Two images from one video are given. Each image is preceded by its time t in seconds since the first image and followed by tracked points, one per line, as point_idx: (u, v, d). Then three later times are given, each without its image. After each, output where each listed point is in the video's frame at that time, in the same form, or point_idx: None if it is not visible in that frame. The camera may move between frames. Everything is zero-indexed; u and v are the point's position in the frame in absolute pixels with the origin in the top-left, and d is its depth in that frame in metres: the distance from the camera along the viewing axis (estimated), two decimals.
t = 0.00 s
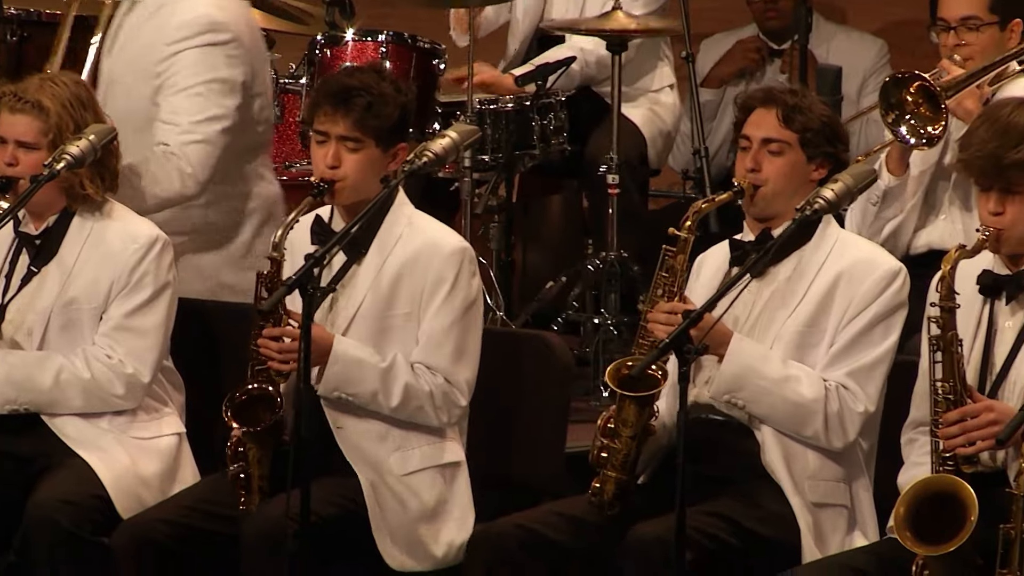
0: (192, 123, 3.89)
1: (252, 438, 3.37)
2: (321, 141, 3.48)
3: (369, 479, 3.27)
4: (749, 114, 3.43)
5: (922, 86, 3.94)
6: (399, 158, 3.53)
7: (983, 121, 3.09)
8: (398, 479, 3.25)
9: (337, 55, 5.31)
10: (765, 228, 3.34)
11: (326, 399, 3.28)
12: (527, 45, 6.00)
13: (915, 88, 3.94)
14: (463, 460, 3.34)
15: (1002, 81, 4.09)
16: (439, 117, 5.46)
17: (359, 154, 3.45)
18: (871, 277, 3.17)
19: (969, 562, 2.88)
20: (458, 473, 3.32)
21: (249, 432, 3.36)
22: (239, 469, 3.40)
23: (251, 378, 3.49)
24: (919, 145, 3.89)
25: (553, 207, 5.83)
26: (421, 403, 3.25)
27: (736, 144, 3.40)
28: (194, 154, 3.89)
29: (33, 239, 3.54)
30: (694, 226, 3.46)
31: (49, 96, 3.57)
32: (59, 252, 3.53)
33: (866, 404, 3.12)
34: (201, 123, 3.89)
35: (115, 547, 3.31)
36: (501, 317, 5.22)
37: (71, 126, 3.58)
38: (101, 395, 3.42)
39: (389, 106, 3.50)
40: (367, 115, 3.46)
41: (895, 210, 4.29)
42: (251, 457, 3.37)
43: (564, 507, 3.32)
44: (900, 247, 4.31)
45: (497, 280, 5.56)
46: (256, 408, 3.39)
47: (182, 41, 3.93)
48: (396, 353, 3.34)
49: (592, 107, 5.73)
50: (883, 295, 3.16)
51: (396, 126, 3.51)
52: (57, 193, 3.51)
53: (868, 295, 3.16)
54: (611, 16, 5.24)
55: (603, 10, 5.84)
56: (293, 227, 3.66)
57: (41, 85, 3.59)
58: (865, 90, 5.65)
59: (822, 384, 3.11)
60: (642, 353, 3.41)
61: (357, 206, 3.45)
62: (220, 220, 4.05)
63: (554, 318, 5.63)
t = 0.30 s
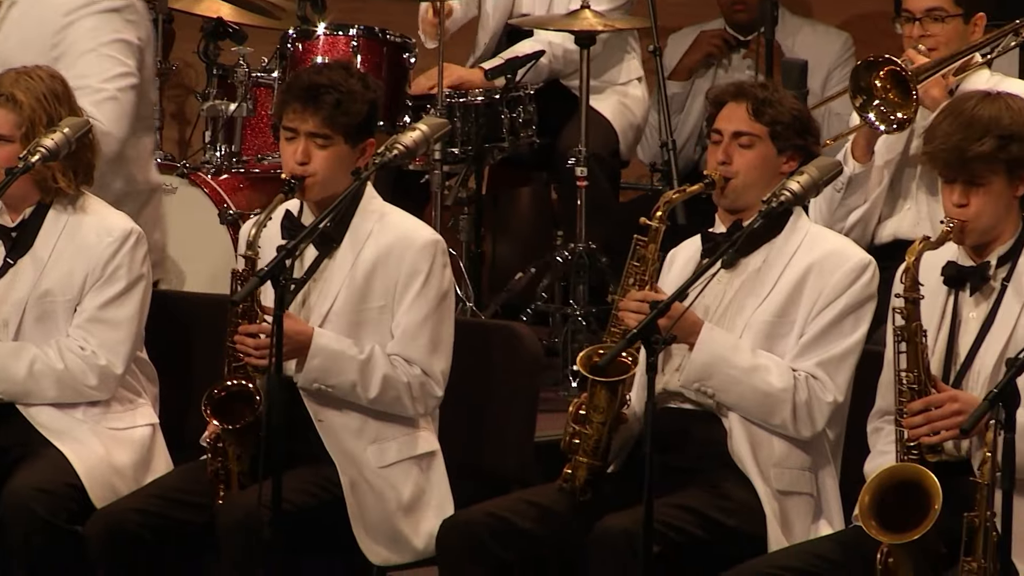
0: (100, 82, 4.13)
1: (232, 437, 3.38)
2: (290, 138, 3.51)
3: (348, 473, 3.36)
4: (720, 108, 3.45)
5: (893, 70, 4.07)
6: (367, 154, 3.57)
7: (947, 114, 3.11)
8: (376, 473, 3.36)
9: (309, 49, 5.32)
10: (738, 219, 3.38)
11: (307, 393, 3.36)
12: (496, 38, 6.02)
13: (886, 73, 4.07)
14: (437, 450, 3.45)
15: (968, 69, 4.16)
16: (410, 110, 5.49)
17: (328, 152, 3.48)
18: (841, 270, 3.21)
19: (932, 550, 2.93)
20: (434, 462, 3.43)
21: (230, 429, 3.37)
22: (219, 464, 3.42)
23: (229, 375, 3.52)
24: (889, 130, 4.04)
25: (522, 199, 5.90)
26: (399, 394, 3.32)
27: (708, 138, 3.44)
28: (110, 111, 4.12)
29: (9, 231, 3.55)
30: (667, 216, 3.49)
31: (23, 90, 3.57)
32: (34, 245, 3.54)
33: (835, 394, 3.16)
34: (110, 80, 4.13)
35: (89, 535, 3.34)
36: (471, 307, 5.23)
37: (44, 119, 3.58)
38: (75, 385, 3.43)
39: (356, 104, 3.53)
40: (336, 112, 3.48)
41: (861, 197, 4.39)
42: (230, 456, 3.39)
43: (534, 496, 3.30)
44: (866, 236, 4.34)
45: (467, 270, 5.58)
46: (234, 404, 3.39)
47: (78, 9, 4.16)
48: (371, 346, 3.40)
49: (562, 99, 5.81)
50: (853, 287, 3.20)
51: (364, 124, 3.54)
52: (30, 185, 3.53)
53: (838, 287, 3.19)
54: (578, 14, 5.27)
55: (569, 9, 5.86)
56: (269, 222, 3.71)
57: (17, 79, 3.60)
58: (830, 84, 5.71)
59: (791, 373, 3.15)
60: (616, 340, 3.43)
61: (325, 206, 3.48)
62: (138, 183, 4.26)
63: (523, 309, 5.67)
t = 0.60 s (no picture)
0: None
1: (196, 416, 3.41)
2: (258, 121, 3.54)
3: (310, 454, 3.42)
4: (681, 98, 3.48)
5: (855, 65, 4.08)
6: (335, 141, 3.60)
7: (911, 104, 3.13)
8: (337, 458, 3.42)
9: (278, 40, 5.30)
10: (700, 209, 3.42)
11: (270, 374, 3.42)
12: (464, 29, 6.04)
13: (848, 67, 4.07)
14: (400, 435, 3.52)
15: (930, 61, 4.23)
16: (379, 101, 5.46)
17: (296, 134, 3.51)
18: (802, 256, 3.24)
19: (897, 536, 2.97)
20: (397, 449, 3.50)
21: (189, 406, 3.41)
22: (180, 444, 3.48)
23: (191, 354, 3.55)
24: (852, 124, 4.01)
25: (490, 190, 5.88)
26: (361, 377, 3.38)
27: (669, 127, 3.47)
28: None
29: None
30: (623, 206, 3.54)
31: (13, 82, 3.73)
32: (17, 235, 3.66)
33: (798, 376, 3.19)
34: None
35: (59, 524, 3.42)
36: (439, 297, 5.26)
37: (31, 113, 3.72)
38: (51, 378, 3.55)
39: (325, 86, 3.56)
40: (303, 95, 3.51)
41: (825, 190, 4.36)
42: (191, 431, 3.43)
43: (503, 481, 3.35)
44: (831, 228, 4.39)
45: (434, 260, 5.57)
46: (197, 383, 3.44)
47: None
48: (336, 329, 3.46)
49: (529, 93, 5.82)
50: (814, 273, 3.23)
51: (332, 106, 3.57)
52: (14, 177, 3.66)
53: (799, 273, 3.23)
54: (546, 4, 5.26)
55: None
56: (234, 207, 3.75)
57: (7, 72, 3.75)
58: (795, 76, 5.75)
59: (752, 358, 3.19)
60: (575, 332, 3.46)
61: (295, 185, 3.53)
62: None
63: (491, 299, 5.70)
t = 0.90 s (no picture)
0: None
1: (166, 421, 3.49)
2: (208, 122, 3.56)
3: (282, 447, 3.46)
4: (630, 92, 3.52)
5: (818, 54, 4.12)
6: (287, 133, 3.60)
7: (880, 94, 3.16)
8: (312, 448, 3.46)
9: (250, 31, 5.36)
10: (648, 202, 3.43)
11: (240, 375, 3.44)
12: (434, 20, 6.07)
13: (811, 56, 4.12)
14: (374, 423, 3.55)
15: (894, 52, 4.31)
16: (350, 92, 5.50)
17: (247, 133, 3.53)
18: (752, 242, 3.28)
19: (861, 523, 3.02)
20: (369, 438, 3.54)
21: (164, 412, 3.47)
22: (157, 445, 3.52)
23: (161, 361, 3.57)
24: (815, 112, 4.07)
25: (461, 180, 5.92)
26: (333, 367, 3.41)
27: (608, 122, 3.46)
28: None
29: None
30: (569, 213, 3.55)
31: (30, 75, 3.74)
32: (19, 226, 3.70)
33: (759, 363, 3.23)
34: None
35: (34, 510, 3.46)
36: (410, 287, 5.28)
37: (45, 108, 3.73)
38: (34, 378, 3.57)
39: (270, 85, 3.57)
40: (249, 94, 3.53)
41: (789, 179, 4.45)
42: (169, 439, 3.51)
43: (472, 468, 3.38)
44: (797, 218, 4.43)
45: (405, 250, 5.58)
46: (167, 389, 3.50)
47: None
48: (302, 322, 3.49)
49: (493, 86, 5.88)
50: (766, 257, 3.27)
51: (280, 102, 3.58)
52: (25, 168, 3.73)
53: (750, 260, 3.27)
54: None
55: None
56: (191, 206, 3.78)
57: (27, 64, 3.76)
58: (762, 66, 5.80)
59: (712, 352, 3.22)
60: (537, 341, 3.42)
61: (253, 181, 3.56)
62: None
63: (462, 287, 5.72)
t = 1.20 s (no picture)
0: None
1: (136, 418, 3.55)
2: (156, 123, 3.60)
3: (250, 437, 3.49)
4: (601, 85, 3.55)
5: (784, 45, 4.16)
6: (235, 126, 3.63)
7: (848, 88, 3.19)
8: (280, 438, 3.49)
9: (220, 25, 5.35)
10: (570, 209, 3.36)
11: (208, 371, 3.48)
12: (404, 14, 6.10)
13: (777, 47, 4.15)
14: (341, 409, 3.59)
15: (859, 44, 4.35)
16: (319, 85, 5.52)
17: (194, 131, 3.57)
18: (681, 234, 3.30)
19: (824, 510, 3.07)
20: (337, 424, 3.58)
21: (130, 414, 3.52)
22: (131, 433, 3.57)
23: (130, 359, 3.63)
24: (780, 103, 4.11)
25: (430, 170, 5.96)
26: (299, 357, 3.44)
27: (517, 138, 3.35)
28: None
29: None
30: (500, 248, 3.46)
31: (27, 74, 3.76)
32: (10, 217, 3.73)
33: (712, 354, 3.26)
34: None
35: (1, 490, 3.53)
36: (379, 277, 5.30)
37: (41, 107, 3.74)
38: (16, 372, 3.60)
39: (211, 82, 3.59)
40: (191, 92, 3.56)
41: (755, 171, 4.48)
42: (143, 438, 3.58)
43: (440, 459, 3.40)
44: (763, 210, 4.46)
45: (374, 241, 5.59)
46: (137, 389, 3.55)
47: None
48: (265, 315, 3.52)
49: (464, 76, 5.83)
50: (697, 246, 3.30)
51: (223, 98, 3.60)
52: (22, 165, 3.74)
53: (683, 252, 3.29)
54: None
55: None
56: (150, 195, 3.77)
57: (24, 62, 3.78)
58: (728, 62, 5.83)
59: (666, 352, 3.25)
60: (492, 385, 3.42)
61: (205, 175, 3.62)
62: None
63: (431, 278, 5.75)
